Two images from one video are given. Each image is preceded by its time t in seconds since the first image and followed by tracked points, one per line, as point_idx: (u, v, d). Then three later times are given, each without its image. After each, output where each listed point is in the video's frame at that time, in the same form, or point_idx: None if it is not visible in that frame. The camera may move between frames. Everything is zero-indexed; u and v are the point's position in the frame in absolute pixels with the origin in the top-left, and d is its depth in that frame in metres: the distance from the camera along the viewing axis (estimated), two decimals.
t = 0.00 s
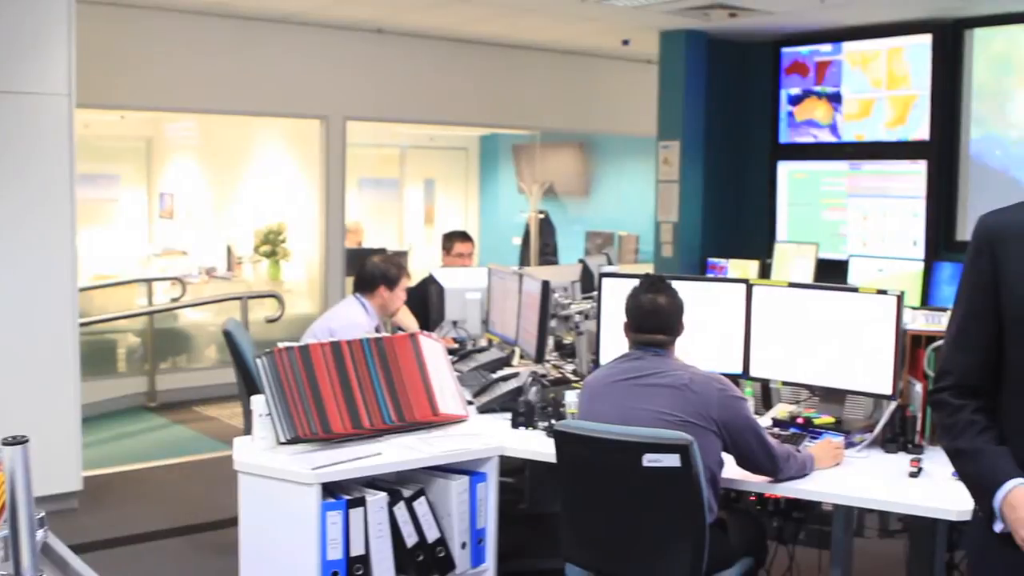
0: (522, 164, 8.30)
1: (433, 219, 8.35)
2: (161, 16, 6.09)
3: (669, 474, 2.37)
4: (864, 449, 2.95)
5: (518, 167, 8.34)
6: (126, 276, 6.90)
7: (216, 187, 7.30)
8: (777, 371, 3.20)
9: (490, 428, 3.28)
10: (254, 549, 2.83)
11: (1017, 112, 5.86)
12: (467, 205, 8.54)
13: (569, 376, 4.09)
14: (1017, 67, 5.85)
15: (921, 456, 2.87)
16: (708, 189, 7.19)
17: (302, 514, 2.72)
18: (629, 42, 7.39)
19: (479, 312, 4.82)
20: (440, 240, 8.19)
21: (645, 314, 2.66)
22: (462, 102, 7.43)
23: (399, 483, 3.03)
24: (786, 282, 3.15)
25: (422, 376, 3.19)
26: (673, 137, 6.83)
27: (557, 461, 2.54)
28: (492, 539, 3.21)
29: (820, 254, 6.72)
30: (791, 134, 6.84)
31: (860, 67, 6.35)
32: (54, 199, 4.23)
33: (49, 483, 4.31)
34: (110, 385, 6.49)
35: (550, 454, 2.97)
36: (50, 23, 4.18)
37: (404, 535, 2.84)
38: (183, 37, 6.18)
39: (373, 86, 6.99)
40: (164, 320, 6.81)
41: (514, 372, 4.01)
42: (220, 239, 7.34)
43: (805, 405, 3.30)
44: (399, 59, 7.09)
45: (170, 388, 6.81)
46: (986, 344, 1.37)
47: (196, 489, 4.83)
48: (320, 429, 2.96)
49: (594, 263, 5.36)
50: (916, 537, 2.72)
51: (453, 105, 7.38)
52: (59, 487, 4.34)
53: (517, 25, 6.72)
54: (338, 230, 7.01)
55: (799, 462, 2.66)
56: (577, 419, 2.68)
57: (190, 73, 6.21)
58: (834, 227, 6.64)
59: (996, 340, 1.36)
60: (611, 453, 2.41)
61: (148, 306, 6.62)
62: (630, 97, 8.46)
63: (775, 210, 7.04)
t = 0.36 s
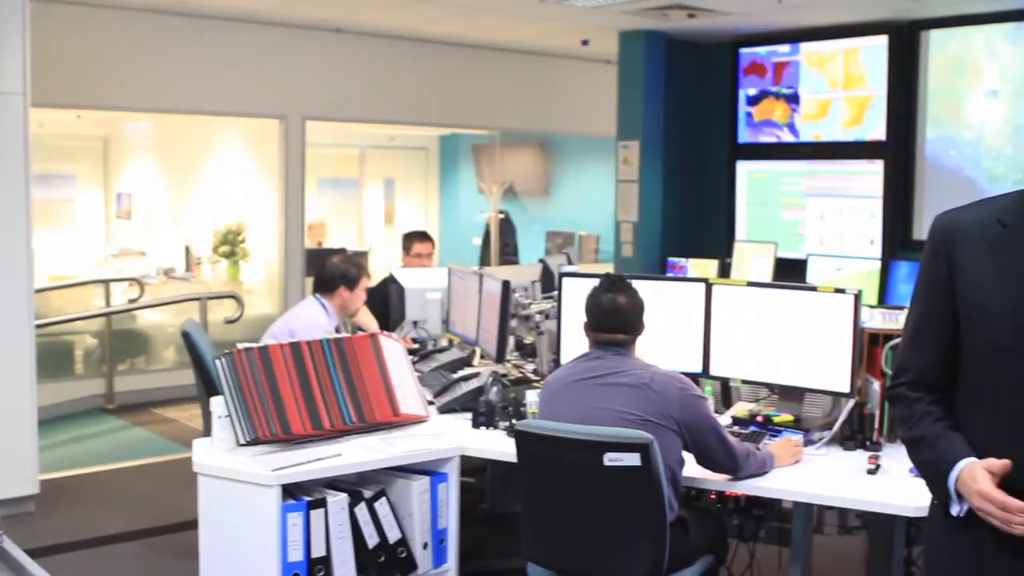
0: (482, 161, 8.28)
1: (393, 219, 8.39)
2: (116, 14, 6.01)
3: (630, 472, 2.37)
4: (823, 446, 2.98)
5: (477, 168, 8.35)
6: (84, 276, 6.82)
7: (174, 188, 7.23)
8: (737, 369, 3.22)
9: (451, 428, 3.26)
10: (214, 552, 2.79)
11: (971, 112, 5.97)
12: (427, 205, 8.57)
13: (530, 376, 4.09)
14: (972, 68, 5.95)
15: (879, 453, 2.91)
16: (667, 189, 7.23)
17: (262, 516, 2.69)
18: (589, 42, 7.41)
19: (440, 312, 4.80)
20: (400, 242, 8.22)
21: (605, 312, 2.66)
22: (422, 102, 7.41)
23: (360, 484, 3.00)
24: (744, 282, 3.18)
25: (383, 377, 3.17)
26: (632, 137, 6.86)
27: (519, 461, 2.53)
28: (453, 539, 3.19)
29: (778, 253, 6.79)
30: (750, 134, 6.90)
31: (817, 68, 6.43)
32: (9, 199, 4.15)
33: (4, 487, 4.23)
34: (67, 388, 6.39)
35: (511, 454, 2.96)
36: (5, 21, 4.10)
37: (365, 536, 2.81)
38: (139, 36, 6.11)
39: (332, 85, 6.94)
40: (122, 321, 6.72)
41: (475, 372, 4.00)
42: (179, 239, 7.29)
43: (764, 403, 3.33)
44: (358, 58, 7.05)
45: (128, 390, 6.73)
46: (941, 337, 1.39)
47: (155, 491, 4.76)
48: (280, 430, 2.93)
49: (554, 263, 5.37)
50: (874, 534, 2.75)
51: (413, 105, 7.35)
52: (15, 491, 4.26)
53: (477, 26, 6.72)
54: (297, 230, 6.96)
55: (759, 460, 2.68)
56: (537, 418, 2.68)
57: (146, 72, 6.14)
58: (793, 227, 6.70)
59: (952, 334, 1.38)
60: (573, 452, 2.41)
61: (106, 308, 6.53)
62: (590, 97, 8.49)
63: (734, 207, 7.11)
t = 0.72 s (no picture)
0: (455, 164, 8.35)
1: (366, 217, 8.51)
2: (85, 13, 5.95)
3: (604, 472, 2.37)
4: (796, 445, 2.99)
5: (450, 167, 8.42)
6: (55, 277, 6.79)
7: (146, 189, 7.19)
8: (710, 368, 3.23)
9: (425, 428, 3.24)
10: (186, 552, 2.76)
11: (943, 112, 6.03)
12: (401, 203, 8.66)
13: (504, 376, 4.08)
14: (942, 69, 6.01)
15: (851, 452, 2.93)
16: (641, 188, 7.25)
17: (234, 517, 2.66)
18: (563, 41, 7.41)
19: (414, 312, 4.78)
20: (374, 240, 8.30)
21: (578, 312, 2.66)
22: (396, 102, 7.38)
23: (334, 484, 2.98)
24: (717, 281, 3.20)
25: (356, 377, 3.16)
26: (605, 137, 6.87)
27: (494, 461, 2.52)
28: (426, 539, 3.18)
29: (751, 252, 6.82)
30: (723, 134, 6.93)
31: (789, 68, 6.46)
32: None
33: None
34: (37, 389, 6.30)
35: (486, 454, 2.96)
36: None
37: (339, 536, 2.80)
38: (109, 35, 6.05)
39: (305, 84, 6.90)
40: (94, 321, 6.64)
41: (448, 372, 3.99)
42: (150, 240, 7.24)
43: (737, 402, 3.33)
44: (331, 57, 7.02)
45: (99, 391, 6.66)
46: (910, 339, 1.40)
47: (128, 493, 4.72)
48: (253, 431, 2.90)
49: (528, 262, 5.36)
50: (847, 531, 2.76)
51: (387, 104, 7.33)
52: None
53: (450, 25, 6.71)
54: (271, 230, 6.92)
55: (732, 459, 2.69)
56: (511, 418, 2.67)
57: (116, 71, 6.09)
58: (765, 226, 6.74)
59: (923, 336, 1.39)
60: (547, 452, 2.40)
61: (76, 308, 6.45)
62: (563, 97, 8.50)
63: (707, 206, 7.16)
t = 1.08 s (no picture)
0: (422, 163, 8.28)
1: (332, 218, 8.33)
2: (46, 11, 5.87)
3: (571, 472, 2.38)
4: (761, 443, 3.01)
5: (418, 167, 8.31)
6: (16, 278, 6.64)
7: (109, 190, 7.08)
8: (676, 368, 3.24)
9: (391, 428, 3.23)
10: (152, 555, 2.73)
11: (906, 112, 6.10)
12: (367, 205, 8.46)
13: (471, 376, 4.07)
14: (906, 69, 6.08)
15: (816, 450, 2.96)
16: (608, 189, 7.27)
17: (199, 519, 2.63)
18: (529, 41, 7.41)
19: (380, 313, 4.75)
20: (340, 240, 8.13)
21: (544, 312, 2.66)
22: (362, 102, 7.35)
23: (300, 485, 2.96)
24: (683, 280, 3.21)
25: (322, 377, 3.13)
26: (572, 137, 6.88)
27: (461, 462, 2.52)
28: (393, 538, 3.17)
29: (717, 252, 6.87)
30: (689, 134, 6.97)
31: (755, 69, 6.51)
32: None
33: None
34: None
35: (452, 454, 2.95)
36: None
37: (305, 538, 2.78)
38: (70, 33, 5.98)
39: (270, 83, 6.85)
40: (57, 323, 6.54)
41: (415, 372, 3.98)
42: (114, 241, 7.14)
43: (703, 401, 3.35)
44: (298, 56, 6.98)
45: (62, 393, 6.56)
46: (874, 339, 1.41)
47: (92, 496, 4.65)
48: (219, 432, 2.87)
49: (494, 262, 5.34)
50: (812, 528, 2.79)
51: (353, 102, 7.29)
52: None
53: (417, 25, 6.70)
54: (236, 230, 6.86)
55: (698, 458, 2.70)
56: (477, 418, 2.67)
57: (78, 70, 6.01)
58: (731, 226, 6.78)
59: (886, 336, 1.40)
60: (514, 453, 2.40)
61: (39, 309, 6.34)
62: (530, 97, 8.50)
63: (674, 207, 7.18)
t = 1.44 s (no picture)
0: (384, 162, 8.21)
1: (294, 219, 8.28)
2: None
3: (534, 471, 2.37)
4: (723, 442, 3.03)
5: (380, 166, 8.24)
6: None
7: (68, 190, 6.95)
8: (638, 367, 3.25)
9: (353, 429, 3.20)
10: (111, 559, 2.69)
11: (864, 113, 6.18)
12: (329, 205, 8.43)
13: (433, 376, 4.05)
14: (865, 70, 6.15)
15: (776, 447, 2.98)
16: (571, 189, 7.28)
17: (159, 522, 2.60)
18: (492, 41, 7.41)
19: (342, 313, 4.72)
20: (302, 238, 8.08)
21: (506, 311, 2.66)
22: (324, 101, 7.30)
23: (261, 486, 2.93)
24: (645, 279, 3.22)
25: (283, 378, 3.11)
26: (534, 137, 6.89)
27: (425, 463, 2.50)
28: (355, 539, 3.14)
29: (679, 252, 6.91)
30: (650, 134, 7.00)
31: (716, 69, 6.56)
32: None
33: None
34: None
35: (415, 454, 2.93)
36: None
37: (267, 540, 2.75)
38: (24, 31, 5.89)
39: (230, 82, 6.79)
40: (13, 325, 6.46)
41: (378, 372, 3.96)
42: (73, 241, 6.99)
43: (665, 399, 3.37)
44: (258, 54, 6.92)
45: (19, 396, 6.44)
46: (833, 336, 1.42)
47: (49, 499, 4.57)
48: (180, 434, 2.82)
49: (456, 262, 5.32)
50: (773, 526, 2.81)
51: (315, 101, 7.24)
52: None
53: (378, 24, 6.67)
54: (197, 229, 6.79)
55: (660, 456, 2.71)
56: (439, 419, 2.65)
57: (33, 68, 5.92)
58: (693, 225, 6.83)
59: (845, 333, 1.41)
60: (477, 452, 2.39)
61: None
62: (492, 96, 8.48)
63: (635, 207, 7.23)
